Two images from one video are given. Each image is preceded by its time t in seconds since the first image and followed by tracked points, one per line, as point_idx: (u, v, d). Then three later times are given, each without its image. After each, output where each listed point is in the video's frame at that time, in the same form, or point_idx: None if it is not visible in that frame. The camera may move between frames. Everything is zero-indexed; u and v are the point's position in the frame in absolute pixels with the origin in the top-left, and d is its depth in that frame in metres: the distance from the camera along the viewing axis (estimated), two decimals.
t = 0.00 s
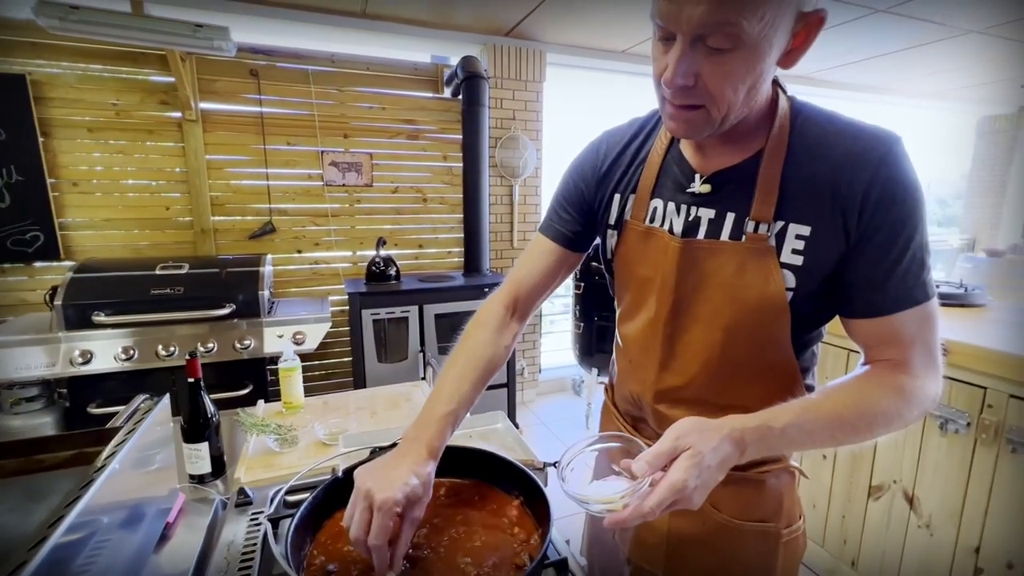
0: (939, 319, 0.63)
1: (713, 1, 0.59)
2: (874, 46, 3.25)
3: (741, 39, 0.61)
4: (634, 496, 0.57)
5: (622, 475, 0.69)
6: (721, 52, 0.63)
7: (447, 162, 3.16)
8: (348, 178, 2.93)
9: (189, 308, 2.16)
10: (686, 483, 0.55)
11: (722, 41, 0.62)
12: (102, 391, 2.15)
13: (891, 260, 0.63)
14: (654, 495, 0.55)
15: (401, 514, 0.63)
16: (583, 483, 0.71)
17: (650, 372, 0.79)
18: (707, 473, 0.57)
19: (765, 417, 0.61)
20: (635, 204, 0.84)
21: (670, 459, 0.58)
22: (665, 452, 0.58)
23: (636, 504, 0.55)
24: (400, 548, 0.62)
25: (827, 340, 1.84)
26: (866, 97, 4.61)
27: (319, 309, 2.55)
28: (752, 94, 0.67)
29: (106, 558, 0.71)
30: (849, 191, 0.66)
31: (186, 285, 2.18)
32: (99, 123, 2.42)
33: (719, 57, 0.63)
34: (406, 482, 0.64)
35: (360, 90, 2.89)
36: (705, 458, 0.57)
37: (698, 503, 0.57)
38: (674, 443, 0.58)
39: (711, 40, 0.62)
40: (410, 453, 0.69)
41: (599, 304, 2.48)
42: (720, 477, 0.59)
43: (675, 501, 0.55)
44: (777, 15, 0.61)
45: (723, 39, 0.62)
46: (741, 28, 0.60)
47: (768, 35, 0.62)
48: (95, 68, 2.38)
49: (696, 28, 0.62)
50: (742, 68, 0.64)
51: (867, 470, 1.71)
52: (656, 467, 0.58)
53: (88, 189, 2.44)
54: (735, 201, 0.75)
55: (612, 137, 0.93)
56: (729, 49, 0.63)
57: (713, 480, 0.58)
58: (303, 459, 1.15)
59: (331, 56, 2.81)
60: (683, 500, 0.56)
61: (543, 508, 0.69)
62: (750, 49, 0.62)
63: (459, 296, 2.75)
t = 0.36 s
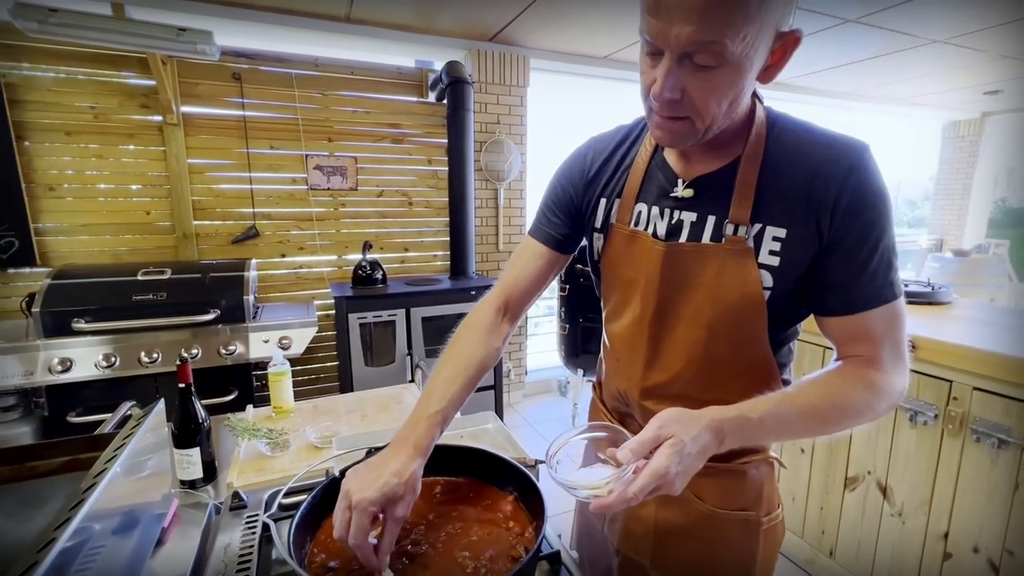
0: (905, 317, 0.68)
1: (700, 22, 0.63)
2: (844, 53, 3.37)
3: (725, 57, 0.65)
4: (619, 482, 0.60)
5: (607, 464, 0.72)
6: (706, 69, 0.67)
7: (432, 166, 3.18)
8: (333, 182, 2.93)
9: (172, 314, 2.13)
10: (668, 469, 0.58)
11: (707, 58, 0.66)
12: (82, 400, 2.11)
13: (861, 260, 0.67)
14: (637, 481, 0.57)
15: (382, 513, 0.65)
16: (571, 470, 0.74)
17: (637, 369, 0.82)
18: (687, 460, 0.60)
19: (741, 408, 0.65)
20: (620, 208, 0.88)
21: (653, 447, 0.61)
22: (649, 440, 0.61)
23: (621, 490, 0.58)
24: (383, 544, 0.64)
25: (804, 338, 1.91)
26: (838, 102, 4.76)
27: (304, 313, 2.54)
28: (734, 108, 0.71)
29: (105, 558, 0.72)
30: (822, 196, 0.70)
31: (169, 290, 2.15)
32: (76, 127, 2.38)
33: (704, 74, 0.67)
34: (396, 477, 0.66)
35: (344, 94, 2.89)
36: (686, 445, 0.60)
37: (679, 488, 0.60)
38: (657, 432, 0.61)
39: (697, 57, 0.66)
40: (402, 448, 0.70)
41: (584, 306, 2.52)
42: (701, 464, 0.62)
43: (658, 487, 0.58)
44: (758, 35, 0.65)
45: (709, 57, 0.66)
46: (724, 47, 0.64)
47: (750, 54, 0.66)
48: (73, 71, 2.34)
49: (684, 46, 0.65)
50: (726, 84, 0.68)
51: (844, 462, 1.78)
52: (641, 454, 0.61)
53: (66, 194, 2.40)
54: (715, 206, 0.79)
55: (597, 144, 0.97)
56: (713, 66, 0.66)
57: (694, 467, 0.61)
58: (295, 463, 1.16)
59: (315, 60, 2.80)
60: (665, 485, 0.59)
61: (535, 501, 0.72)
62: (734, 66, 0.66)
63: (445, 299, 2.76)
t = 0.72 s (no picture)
0: (880, 317, 0.71)
1: (680, 36, 0.66)
2: (824, 59, 3.46)
3: (705, 70, 0.68)
4: (601, 474, 0.62)
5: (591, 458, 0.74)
6: (686, 80, 0.70)
7: (421, 169, 3.19)
8: (321, 185, 2.92)
9: (158, 319, 2.11)
10: (649, 461, 0.60)
11: (688, 70, 0.68)
12: (65, 407, 2.08)
13: (837, 263, 0.70)
14: (619, 473, 0.59)
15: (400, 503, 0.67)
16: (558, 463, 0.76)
17: (626, 369, 0.84)
18: (668, 453, 0.62)
19: (721, 404, 0.67)
20: (608, 212, 0.90)
21: (634, 440, 0.63)
22: (631, 433, 0.63)
23: (604, 482, 0.60)
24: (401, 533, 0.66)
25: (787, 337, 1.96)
26: (819, 106, 4.87)
27: (293, 317, 2.53)
28: (714, 116, 0.74)
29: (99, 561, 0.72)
30: (799, 200, 0.73)
31: (155, 294, 2.13)
32: (58, 129, 2.34)
33: (685, 85, 0.70)
34: (403, 469, 0.67)
35: (332, 97, 2.88)
36: (666, 438, 0.62)
37: (660, 480, 0.62)
38: (639, 425, 0.63)
39: (678, 70, 0.69)
40: (403, 443, 0.71)
41: (572, 308, 2.54)
42: (681, 457, 0.64)
43: (639, 478, 0.60)
44: (735, 49, 0.68)
45: (689, 69, 0.68)
46: (704, 60, 0.67)
47: (728, 67, 0.69)
48: (56, 74, 2.32)
49: (665, 59, 0.68)
50: (706, 95, 0.70)
51: (827, 458, 1.82)
52: (622, 447, 0.63)
53: (48, 198, 2.37)
54: (698, 210, 0.81)
55: (585, 150, 0.99)
56: (694, 78, 0.69)
57: (674, 459, 0.63)
58: (286, 466, 1.16)
59: (303, 63, 2.79)
60: (647, 477, 0.61)
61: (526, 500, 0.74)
62: (713, 77, 0.69)
63: (435, 302, 2.77)
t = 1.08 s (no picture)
0: (865, 317, 0.73)
1: (674, 44, 0.67)
2: (813, 62, 3.50)
3: (698, 76, 0.69)
4: (592, 469, 0.63)
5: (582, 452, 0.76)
6: (681, 86, 0.71)
7: (414, 170, 3.19)
8: (315, 187, 2.92)
9: (149, 322, 2.10)
10: (639, 457, 0.62)
11: (682, 76, 0.70)
12: (56, 411, 2.07)
13: (824, 264, 0.72)
14: (609, 468, 0.61)
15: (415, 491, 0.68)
16: (552, 459, 0.77)
17: (619, 368, 0.86)
18: (658, 449, 0.63)
19: (709, 401, 0.69)
20: (602, 213, 0.92)
21: (625, 436, 0.65)
22: (623, 428, 0.64)
23: (594, 475, 0.61)
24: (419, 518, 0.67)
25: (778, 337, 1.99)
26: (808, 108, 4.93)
27: (287, 319, 2.52)
28: (706, 120, 0.75)
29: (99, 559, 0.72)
30: (787, 203, 0.75)
31: (148, 298, 2.12)
32: (48, 131, 2.32)
33: (679, 91, 0.71)
34: (409, 470, 0.68)
35: (325, 99, 2.88)
36: (655, 433, 0.63)
37: (650, 475, 0.63)
38: (630, 421, 0.64)
39: (672, 76, 0.70)
40: (409, 442, 0.72)
41: (566, 309, 2.56)
42: (670, 453, 0.65)
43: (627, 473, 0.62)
44: (728, 56, 0.69)
45: (683, 76, 0.70)
46: (697, 67, 0.68)
47: (721, 74, 0.70)
48: (46, 75, 2.30)
49: (660, 65, 0.69)
50: (700, 101, 0.72)
51: (817, 455, 1.85)
52: (613, 442, 0.64)
53: (38, 200, 2.35)
54: (690, 212, 0.83)
55: (580, 152, 1.01)
56: (688, 84, 0.70)
57: (663, 455, 0.65)
58: (282, 468, 1.16)
59: (296, 64, 2.78)
60: (637, 472, 0.62)
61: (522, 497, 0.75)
62: (707, 84, 0.70)
63: (429, 303, 2.77)
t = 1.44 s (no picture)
0: (850, 318, 0.75)
1: (675, 50, 0.69)
2: (806, 64, 3.54)
3: (698, 80, 0.71)
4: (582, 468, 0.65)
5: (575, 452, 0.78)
6: (681, 91, 0.73)
7: (412, 171, 3.21)
8: (312, 188, 2.93)
9: (148, 322, 2.10)
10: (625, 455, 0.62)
11: (683, 81, 0.72)
12: (54, 411, 2.07)
13: (811, 265, 0.74)
14: (597, 465, 0.61)
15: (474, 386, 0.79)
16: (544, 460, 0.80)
17: (614, 365, 0.87)
18: (644, 446, 0.65)
19: (695, 400, 0.70)
20: (600, 212, 0.94)
21: (612, 435, 0.66)
22: (608, 428, 0.65)
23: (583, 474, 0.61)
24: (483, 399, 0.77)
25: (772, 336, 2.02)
26: (803, 109, 4.96)
27: (285, 319, 2.53)
28: (707, 122, 0.77)
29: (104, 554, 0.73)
30: (776, 205, 0.77)
31: (146, 298, 2.12)
32: (45, 132, 2.33)
33: (680, 96, 0.73)
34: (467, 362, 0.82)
35: (322, 100, 2.89)
36: (640, 430, 0.64)
37: (637, 472, 0.64)
38: (616, 419, 0.66)
39: (673, 82, 0.72)
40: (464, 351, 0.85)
41: (563, 309, 2.58)
42: (658, 450, 0.67)
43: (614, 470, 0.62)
44: (726, 59, 0.71)
45: (684, 81, 0.72)
46: (697, 72, 0.70)
47: (720, 77, 0.72)
48: (43, 76, 2.30)
49: (661, 71, 0.71)
50: (702, 104, 0.74)
51: (811, 452, 1.87)
52: (600, 441, 0.65)
53: (35, 202, 2.35)
54: (684, 212, 0.85)
55: (580, 153, 1.03)
56: (689, 88, 0.72)
57: (651, 452, 0.66)
58: (284, 467, 1.18)
59: (293, 65, 2.79)
60: (624, 469, 0.62)
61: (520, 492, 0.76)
62: (706, 87, 0.72)
63: (426, 303, 2.79)
